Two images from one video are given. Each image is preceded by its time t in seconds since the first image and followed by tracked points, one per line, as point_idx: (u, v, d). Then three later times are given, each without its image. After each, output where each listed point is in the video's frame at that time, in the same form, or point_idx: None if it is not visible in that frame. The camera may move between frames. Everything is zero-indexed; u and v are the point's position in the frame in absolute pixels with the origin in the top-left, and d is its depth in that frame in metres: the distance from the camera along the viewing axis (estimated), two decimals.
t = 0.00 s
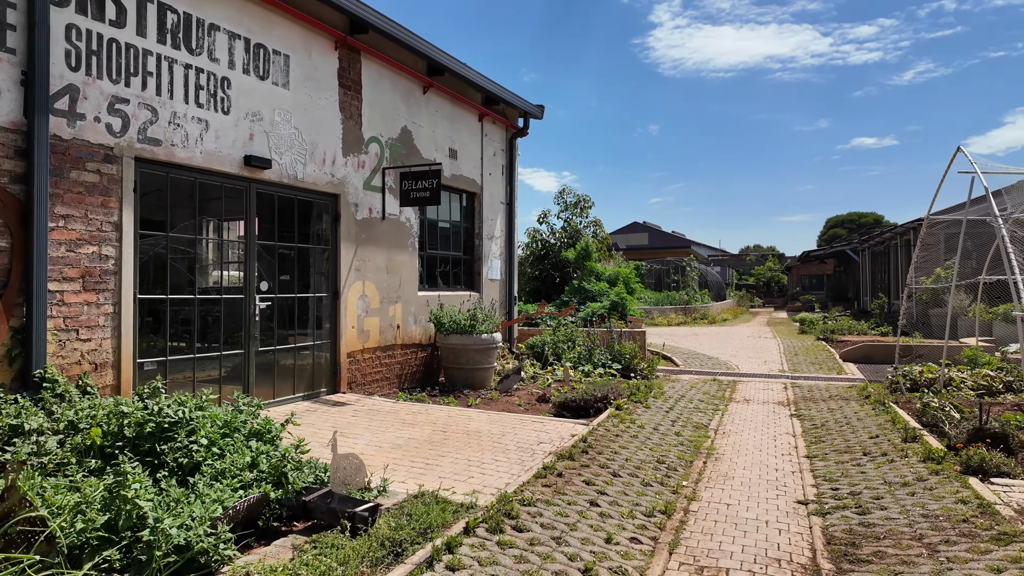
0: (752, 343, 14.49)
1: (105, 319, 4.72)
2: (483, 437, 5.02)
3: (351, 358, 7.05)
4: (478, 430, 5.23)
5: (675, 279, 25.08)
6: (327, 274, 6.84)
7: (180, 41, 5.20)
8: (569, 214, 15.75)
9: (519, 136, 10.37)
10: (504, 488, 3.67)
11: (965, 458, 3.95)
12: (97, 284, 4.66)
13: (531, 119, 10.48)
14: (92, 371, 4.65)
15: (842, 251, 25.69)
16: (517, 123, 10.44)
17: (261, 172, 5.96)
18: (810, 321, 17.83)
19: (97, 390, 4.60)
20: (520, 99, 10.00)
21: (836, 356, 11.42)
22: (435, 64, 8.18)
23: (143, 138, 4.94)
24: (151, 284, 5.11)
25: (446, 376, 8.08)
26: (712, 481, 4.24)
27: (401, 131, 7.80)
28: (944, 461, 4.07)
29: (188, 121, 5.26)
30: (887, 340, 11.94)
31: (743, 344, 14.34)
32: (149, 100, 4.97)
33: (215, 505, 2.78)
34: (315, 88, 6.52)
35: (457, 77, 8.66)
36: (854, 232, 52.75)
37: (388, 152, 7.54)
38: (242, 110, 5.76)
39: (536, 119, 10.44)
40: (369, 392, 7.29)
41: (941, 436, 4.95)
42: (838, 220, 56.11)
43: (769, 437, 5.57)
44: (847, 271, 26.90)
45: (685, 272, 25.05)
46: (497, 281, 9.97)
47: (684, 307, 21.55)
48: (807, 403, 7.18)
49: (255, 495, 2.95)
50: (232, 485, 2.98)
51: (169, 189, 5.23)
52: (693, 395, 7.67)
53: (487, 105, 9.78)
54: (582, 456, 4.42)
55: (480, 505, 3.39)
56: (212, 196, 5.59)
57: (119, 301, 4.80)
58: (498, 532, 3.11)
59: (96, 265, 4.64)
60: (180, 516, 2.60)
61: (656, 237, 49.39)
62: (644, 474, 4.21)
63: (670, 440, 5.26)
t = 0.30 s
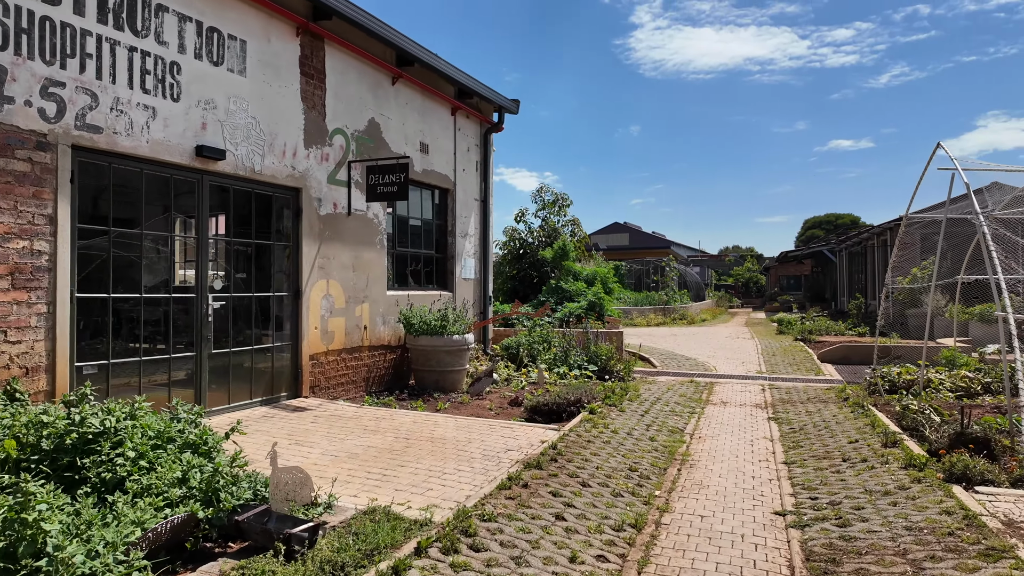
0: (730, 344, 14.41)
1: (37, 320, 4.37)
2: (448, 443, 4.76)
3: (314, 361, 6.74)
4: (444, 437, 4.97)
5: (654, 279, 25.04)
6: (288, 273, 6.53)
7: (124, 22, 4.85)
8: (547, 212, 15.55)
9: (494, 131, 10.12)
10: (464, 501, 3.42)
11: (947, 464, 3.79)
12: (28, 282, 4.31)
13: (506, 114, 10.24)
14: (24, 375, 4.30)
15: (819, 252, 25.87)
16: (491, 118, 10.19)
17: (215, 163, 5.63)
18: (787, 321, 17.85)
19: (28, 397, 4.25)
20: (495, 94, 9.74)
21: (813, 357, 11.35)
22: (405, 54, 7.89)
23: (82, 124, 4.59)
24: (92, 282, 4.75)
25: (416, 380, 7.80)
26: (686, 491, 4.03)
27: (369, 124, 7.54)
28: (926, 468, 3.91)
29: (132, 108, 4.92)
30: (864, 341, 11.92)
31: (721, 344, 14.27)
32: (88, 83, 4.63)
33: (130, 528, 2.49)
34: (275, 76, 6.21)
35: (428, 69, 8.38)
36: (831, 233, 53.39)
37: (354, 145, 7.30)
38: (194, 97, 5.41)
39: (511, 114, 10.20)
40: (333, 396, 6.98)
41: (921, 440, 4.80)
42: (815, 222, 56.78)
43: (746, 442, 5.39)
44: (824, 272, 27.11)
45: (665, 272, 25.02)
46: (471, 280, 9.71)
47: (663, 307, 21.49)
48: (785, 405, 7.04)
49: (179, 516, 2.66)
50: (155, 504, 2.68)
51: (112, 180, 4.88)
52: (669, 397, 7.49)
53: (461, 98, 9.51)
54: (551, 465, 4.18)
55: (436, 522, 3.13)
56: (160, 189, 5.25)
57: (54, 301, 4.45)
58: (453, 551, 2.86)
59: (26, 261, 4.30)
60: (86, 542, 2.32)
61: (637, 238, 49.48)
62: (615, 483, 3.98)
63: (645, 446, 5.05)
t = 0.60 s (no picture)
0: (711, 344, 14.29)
1: None
2: (414, 453, 4.47)
3: (275, 364, 6.40)
4: (410, 445, 4.68)
5: (635, 279, 24.95)
6: (247, 271, 6.19)
7: None
8: (527, 211, 15.30)
9: (469, 126, 9.83)
10: (422, 520, 3.13)
11: (936, 473, 3.60)
12: None
13: (482, 108, 9.95)
14: None
15: (799, 253, 25.99)
16: (467, 112, 9.90)
17: (165, 153, 5.28)
18: (768, 321, 17.81)
19: None
20: (469, 86, 9.46)
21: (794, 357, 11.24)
22: (373, 43, 7.57)
23: (10, 108, 4.24)
24: (24, 281, 4.42)
25: (386, 383, 7.47)
26: (663, 503, 3.79)
27: (335, 115, 7.22)
28: (914, 477, 3.72)
29: (69, 91, 4.57)
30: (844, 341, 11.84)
31: (701, 345, 14.14)
32: (17, 64, 4.27)
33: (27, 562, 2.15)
34: (231, 62, 5.87)
35: (399, 59, 8.07)
36: (809, 234, 53.96)
37: (319, 137, 6.98)
38: (140, 82, 5.07)
39: (487, 108, 9.93)
40: (297, 402, 6.64)
41: (906, 446, 4.63)
42: (793, 222, 57.33)
43: (727, 447, 5.18)
44: (803, 272, 27.23)
45: (646, 272, 24.94)
46: (446, 279, 9.41)
47: (644, 307, 21.37)
48: (766, 408, 6.86)
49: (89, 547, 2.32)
50: (62, 533, 2.35)
51: (46, 170, 4.55)
52: (648, 400, 7.28)
53: (434, 91, 9.21)
54: (521, 477, 3.91)
55: (389, 544, 2.84)
56: (102, 180, 4.92)
57: None
58: None
59: None
60: None
61: (619, 238, 49.50)
62: (588, 496, 3.73)
63: (621, 453, 4.81)
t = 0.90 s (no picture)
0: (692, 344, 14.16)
1: None
2: (377, 463, 4.18)
3: (236, 369, 6.06)
4: (373, 455, 4.38)
5: (617, 278, 24.82)
6: (206, 271, 5.84)
7: None
8: (506, 209, 15.02)
9: (448, 122, 9.48)
10: (376, 543, 2.85)
11: (928, 483, 3.40)
12: None
13: (461, 104, 9.62)
14: None
15: (779, 252, 26.07)
16: (445, 108, 9.56)
17: (114, 146, 4.92)
18: (748, 320, 17.76)
19: None
20: (448, 81, 9.12)
21: (775, 357, 11.12)
22: (345, 34, 7.23)
23: None
24: None
25: (356, 388, 7.15)
26: (640, 517, 3.54)
27: (303, 108, 6.87)
28: (904, 487, 3.51)
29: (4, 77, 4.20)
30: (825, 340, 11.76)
31: (682, 344, 14.00)
32: None
33: None
34: (190, 51, 5.52)
35: (372, 51, 7.72)
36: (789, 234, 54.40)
37: (285, 130, 6.64)
38: (86, 69, 4.70)
39: (466, 104, 9.59)
40: (259, 408, 6.31)
41: (894, 451, 4.44)
42: (774, 222, 57.78)
43: (708, 454, 4.96)
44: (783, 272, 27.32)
45: (628, 272, 24.81)
46: (422, 279, 9.06)
47: (626, 306, 21.23)
48: (748, 410, 6.67)
49: None
50: None
51: None
52: (627, 403, 7.06)
53: (411, 85, 8.87)
54: (489, 490, 3.64)
55: (336, 572, 2.56)
56: (44, 173, 4.55)
57: None
58: None
59: None
60: None
61: (601, 237, 49.48)
62: (560, 511, 3.47)
63: (597, 461, 4.56)
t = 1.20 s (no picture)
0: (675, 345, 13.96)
1: None
2: (333, 474, 3.86)
3: (190, 371, 5.70)
4: (331, 465, 4.06)
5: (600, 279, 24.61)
6: (156, 266, 5.48)
7: None
8: (487, 207, 14.73)
9: (421, 112, 9.19)
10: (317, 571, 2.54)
11: (922, 495, 3.15)
12: None
13: (435, 94, 9.32)
14: None
15: (761, 253, 26.06)
16: (418, 98, 9.25)
17: (47, 126, 4.55)
18: (731, 321, 17.63)
19: None
20: (420, 69, 8.81)
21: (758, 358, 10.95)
22: (309, 16, 6.89)
23: None
24: None
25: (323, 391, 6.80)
26: (616, 534, 3.25)
27: (264, 92, 6.54)
28: (897, 498, 3.27)
29: None
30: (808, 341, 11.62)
31: (665, 346, 13.80)
32: None
33: None
34: (135, 27, 5.15)
35: (339, 35, 7.39)
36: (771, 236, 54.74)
37: (243, 116, 6.30)
38: (15, 41, 4.32)
39: (441, 94, 9.30)
40: (216, 414, 5.94)
41: (883, 457, 4.20)
42: (756, 224, 58.12)
43: (689, 460, 4.71)
44: (766, 272, 27.32)
45: (611, 272, 24.62)
46: (395, 277, 8.73)
47: (609, 307, 21.01)
48: (731, 413, 6.45)
49: None
50: None
51: None
52: (607, 406, 6.79)
53: (382, 73, 8.55)
54: (452, 505, 3.33)
55: None
56: None
57: None
58: None
59: None
60: None
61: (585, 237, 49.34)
62: (529, 528, 3.17)
63: (572, 469, 4.28)
